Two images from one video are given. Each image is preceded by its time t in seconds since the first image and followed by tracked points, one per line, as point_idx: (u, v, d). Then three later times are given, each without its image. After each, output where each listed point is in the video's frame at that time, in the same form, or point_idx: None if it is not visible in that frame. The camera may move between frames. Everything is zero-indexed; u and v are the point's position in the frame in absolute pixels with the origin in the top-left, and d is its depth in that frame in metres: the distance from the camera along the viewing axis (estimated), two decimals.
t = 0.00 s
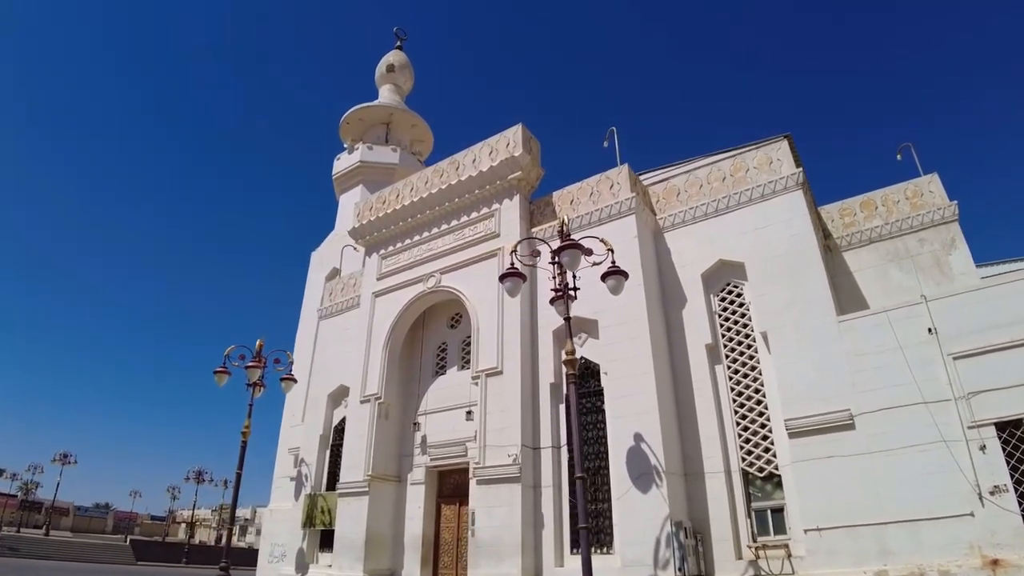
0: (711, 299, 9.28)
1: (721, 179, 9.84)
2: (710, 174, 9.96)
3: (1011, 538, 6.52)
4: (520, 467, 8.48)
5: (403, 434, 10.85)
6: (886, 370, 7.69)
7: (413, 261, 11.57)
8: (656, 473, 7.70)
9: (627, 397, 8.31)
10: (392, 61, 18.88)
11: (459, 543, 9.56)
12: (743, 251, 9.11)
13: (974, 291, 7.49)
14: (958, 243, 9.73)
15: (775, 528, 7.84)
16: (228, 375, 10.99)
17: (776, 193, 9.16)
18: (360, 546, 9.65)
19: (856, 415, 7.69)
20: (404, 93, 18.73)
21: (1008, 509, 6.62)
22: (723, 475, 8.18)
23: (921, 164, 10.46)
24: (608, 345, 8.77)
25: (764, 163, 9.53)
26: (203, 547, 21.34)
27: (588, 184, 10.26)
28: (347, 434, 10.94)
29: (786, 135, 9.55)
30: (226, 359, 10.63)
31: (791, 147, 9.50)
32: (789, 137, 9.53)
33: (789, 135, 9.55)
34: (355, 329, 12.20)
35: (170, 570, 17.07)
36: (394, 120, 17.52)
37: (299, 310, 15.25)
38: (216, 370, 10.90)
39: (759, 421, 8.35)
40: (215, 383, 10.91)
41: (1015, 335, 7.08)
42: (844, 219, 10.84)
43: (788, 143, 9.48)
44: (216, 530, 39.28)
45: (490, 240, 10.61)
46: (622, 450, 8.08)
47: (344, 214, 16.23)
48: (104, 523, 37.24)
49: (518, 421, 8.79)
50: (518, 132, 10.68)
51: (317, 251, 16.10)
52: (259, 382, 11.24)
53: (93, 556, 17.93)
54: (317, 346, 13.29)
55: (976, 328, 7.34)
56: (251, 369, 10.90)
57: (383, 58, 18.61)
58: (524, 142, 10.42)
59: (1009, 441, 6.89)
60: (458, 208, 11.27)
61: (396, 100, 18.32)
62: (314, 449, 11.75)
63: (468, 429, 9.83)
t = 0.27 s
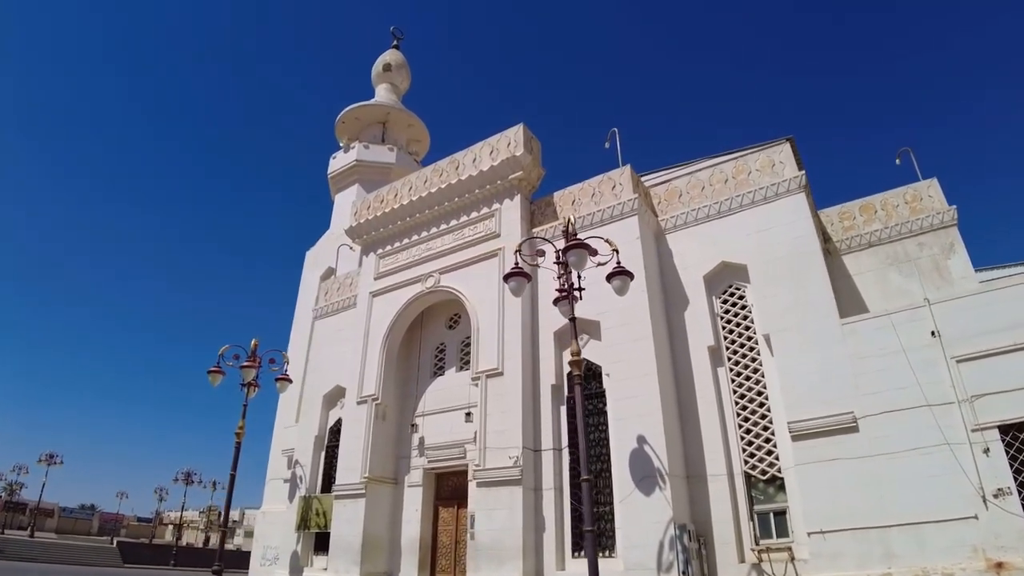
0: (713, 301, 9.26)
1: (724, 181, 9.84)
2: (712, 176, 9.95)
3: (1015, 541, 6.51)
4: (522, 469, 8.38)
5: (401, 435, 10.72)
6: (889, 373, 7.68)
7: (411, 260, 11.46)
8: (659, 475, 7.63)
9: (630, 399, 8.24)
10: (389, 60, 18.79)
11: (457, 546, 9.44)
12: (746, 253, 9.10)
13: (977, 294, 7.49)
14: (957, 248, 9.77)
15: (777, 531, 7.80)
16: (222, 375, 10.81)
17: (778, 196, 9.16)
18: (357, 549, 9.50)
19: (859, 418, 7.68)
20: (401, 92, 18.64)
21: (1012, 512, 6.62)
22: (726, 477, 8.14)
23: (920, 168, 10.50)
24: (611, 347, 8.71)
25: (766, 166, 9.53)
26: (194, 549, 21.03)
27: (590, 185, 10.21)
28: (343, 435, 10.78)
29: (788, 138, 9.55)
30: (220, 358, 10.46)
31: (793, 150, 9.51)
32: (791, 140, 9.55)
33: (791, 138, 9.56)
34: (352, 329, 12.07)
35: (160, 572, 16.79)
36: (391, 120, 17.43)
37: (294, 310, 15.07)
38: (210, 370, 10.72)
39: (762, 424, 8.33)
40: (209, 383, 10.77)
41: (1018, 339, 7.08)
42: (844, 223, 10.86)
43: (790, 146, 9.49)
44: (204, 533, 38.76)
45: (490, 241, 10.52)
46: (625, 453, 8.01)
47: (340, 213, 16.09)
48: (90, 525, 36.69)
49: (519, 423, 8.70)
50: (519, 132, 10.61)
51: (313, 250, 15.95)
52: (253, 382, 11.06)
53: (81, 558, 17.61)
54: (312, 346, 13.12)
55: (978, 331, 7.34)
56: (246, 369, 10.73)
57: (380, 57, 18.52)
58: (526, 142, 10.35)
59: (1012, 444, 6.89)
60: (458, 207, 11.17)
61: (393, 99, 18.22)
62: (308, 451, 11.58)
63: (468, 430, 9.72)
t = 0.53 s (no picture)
0: (715, 303, 9.24)
1: (726, 183, 9.83)
2: (714, 177, 9.94)
3: (1018, 543, 6.52)
4: (523, 471, 8.28)
5: (398, 436, 10.59)
6: (893, 375, 7.69)
7: (410, 259, 11.33)
8: (663, 477, 7.56)
9: (633, 400, 8.18)
10: (386, 59, 18.67)
11: (455, 549, 9.33)
12: (749, 255, 9.09)
13: (980, 297, 7.52)
14: (956, 251, 9.81)
15: (780, 533, 7.77)
16: (216, 374, 10.63)
17: (781, 198, 9.16)
18: (353, 551, 9.35)
19: (862, 420, 7.66)
20: (398, 91, 18.53)
21: (1015, 513, 6.63)
22: (728, 479, 8.10)
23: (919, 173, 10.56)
24: (613, 347, 8.65)
25: (769, 168, 9.53)
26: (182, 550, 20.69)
27: (592, 184, 10.17)
28: (339, 436, 10.63)
29: (791, 140, 9.57)
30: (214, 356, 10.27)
31: (796, 152, 9.52)
32: (793, 142, 9.56)
33: (793, 140, 9.58)
34: (348, 329, 11.93)
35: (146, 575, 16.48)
36: (387, 118, 17.31)
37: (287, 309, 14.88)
38: (204, 368, 10.53)
39: (764, 425, 8.31)
40: (203, 382, 10.54)
41: (1020, 342, 7.11)
42: (843, 226, 10.89)
43: (793, 149, 9.50)
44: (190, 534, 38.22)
45: (490, 240, 10.42)
46: (628, 454, 7.94)
47: (336, 212, 15.93)
48: (74, 526, 36.07)
49: (521, 424, 8.60)
50: (520, 131, 10.54)
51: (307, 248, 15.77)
52: (247, 381, 10.88)
53: (65, 559, 17.23)
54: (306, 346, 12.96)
55: (981, 333, 7.37)
56: (240, 368, 10.56)
57: (377, 56, 18.40)
58: (527, 141, 10.28)
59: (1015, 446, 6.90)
60: (457, 206, 11.07)
61: (389, 98, 18.11)
62: (302, 451, 11.41)
63: (467, 430, 9.62)
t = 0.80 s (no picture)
0: (716, 304, 9.23)
1: (727, 184, 9.83)
2: (716, 179, 9.94)
3: (1021, 545, 6.52)
4: (524, 472, 8.20)
5: (395, 436, 10.47)
6: (895, 377, 7.69)
7: (408, 258, 11.22)
8: (666, 478, 7.52)
9: (636, 401, 8.12)
10: (383, 57, 18.56)
11: (453, 551, 9.23)
12: (752, 256, 9.08)
13: (981, 299, 7.54)
14: (954, 256, 9.87)
15: (782, 535, 7.76)
16: (210, 372, 10.45)
17: (782, 200, 9.16)
18: (350, 553, 9.22)
19: (865, 421, 7.66)
20: (394, 90, 18.42)
21: (1018, 515, 6.63)
22: (731, 481, 8.08)
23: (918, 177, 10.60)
24: (615, 348, 8.60)
25: (770, 169, 9.54)
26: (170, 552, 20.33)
27: (593, 185, 10.12)
28: (335, 436, 10.49)
29: (792, 143, 9.59)
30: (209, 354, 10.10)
31: (797, 155, 9.53)
32: (795, 145, 9.58)
33: (795, 143, 9.60)
34: (344, 328, 11.79)
35: None
36: (383, 117, 17.20)
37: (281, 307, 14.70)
38: (197, 367, 10.34)
39: (766, 427, 8.30)
40: (196, 380, 10.34)
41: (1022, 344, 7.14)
42: (842, 229, 10.91)
43: (795, 151, 9.51)
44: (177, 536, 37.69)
45: (490, 239, 10.33)
46: (630, 455, 7.89)
47: (332, 210, 15.79)
48: (58, 527, 35.48)
49: (522, 424, 8.52)
50: (522, 130, 10.48)
51: (302, 247, 15.60)
52: (241, 380, 10.71)
53: (50, 560, 16.87)
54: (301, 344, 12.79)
55: (983, 336, 7.39)
56: (236, 366, 10.40)
57: (373, 54, 18.29)
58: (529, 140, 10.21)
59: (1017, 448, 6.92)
60: (457, 205, 10.98)
61: (386, 97, 18.00)
62: (297, 451, 11.25)
63: (466, 431, 9.52)
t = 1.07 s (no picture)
0: (717, 306, 9.23)
1: (728, 187, 9.84)
2: (717, 181, 9.94)
3: (1022, 546, 6.55)
4: (525, 473, 8.12)
5: (392, 437, 10.35)
6: (896, 380, 7.71)
7: (406, 257, 11.12)
8: (669, 480, 7.48)
9: (638, 402, 8.08)
10: (379, 56, 18.43)
11: (450, 553, 9.14)
12: (753, 258, 9.08)
13: (982, 303, 7.58)
14: (951, 260, 9.91)
15: (783, 537, 7.75)
16: (204, 370, 10.27)
17: (783, 203, 9.17)
18: (346, 555, 9.08)
19: (867, 424, 7.67)
20: (390, 88, 18.31)
21: (1019, 517, 6.66)
22: (732, 483, 8.07)
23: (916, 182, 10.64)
24: (617, 349, 8.56)
25: (772, 172, 9.56)
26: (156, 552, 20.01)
27: (594, 185, 10.08)
28: (331, 436, 10.35)
29: (794, 146, 9.61)
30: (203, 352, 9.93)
31: (798, 158, 9.56)
32: (796, 148, 9.60)
33: (796, 146, 9.62)
34: (341, 327, 11.66)
35: None
36: (379, 115, 17.08)
37: (275, 306, 14.51)
38: (191, 365, 10.16)
39: (767, 429, 8.30)
40: (190, 379, 10.11)
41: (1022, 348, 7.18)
42: (840, 233, 10.95)
43: (796, 154, 9.54)
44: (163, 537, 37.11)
45: (490, 238, 10.26)
46: (633, 457, 7.85)
47: (327, 209, 15.65)
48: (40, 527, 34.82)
49: (522, 425, 8.45)
50: (523, 129, 10.42)
51: (296, 245, 15.43)
52: (235, 379, 10.53)
53: (33, 561, 16.52)
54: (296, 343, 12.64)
55: (984, 339, 7.42)
56: (230, 364, 10.23)
57: (370, 52, 18.18)
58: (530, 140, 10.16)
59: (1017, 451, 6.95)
60: (457, 204, 10.89)
61: (382, 95, 17.88)
62: (291, 451, 11.09)
63: (465, 432, 9.43)
